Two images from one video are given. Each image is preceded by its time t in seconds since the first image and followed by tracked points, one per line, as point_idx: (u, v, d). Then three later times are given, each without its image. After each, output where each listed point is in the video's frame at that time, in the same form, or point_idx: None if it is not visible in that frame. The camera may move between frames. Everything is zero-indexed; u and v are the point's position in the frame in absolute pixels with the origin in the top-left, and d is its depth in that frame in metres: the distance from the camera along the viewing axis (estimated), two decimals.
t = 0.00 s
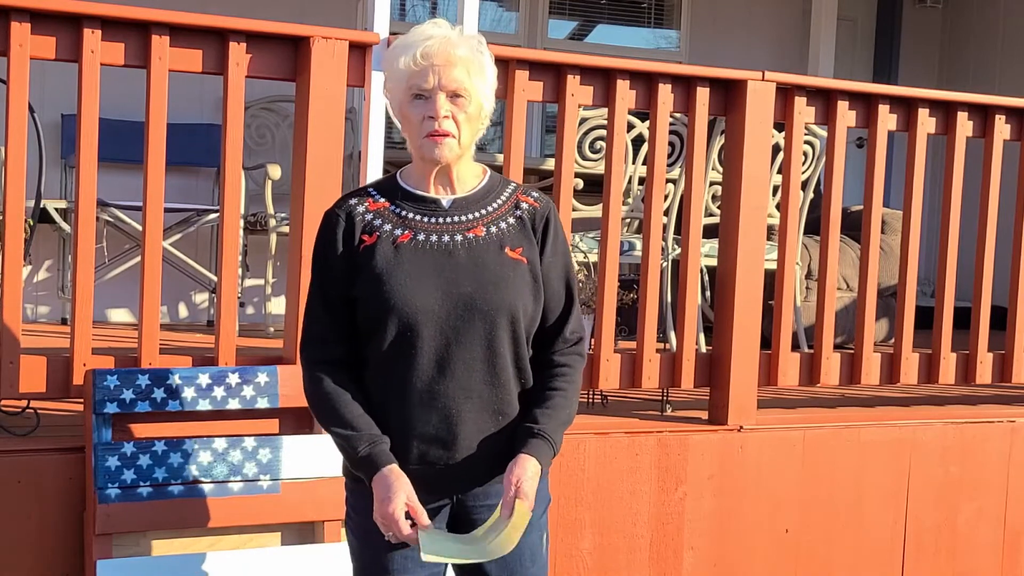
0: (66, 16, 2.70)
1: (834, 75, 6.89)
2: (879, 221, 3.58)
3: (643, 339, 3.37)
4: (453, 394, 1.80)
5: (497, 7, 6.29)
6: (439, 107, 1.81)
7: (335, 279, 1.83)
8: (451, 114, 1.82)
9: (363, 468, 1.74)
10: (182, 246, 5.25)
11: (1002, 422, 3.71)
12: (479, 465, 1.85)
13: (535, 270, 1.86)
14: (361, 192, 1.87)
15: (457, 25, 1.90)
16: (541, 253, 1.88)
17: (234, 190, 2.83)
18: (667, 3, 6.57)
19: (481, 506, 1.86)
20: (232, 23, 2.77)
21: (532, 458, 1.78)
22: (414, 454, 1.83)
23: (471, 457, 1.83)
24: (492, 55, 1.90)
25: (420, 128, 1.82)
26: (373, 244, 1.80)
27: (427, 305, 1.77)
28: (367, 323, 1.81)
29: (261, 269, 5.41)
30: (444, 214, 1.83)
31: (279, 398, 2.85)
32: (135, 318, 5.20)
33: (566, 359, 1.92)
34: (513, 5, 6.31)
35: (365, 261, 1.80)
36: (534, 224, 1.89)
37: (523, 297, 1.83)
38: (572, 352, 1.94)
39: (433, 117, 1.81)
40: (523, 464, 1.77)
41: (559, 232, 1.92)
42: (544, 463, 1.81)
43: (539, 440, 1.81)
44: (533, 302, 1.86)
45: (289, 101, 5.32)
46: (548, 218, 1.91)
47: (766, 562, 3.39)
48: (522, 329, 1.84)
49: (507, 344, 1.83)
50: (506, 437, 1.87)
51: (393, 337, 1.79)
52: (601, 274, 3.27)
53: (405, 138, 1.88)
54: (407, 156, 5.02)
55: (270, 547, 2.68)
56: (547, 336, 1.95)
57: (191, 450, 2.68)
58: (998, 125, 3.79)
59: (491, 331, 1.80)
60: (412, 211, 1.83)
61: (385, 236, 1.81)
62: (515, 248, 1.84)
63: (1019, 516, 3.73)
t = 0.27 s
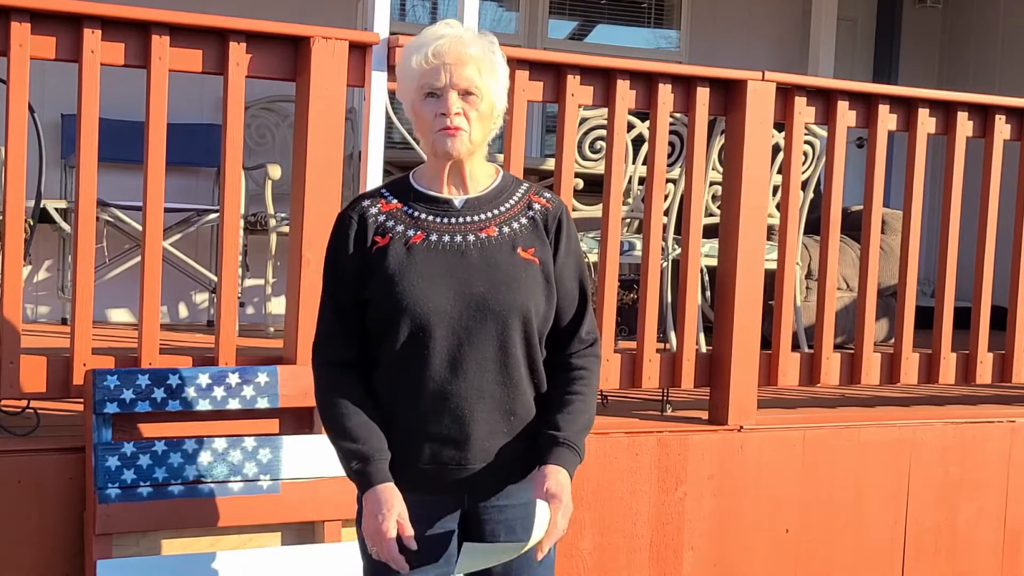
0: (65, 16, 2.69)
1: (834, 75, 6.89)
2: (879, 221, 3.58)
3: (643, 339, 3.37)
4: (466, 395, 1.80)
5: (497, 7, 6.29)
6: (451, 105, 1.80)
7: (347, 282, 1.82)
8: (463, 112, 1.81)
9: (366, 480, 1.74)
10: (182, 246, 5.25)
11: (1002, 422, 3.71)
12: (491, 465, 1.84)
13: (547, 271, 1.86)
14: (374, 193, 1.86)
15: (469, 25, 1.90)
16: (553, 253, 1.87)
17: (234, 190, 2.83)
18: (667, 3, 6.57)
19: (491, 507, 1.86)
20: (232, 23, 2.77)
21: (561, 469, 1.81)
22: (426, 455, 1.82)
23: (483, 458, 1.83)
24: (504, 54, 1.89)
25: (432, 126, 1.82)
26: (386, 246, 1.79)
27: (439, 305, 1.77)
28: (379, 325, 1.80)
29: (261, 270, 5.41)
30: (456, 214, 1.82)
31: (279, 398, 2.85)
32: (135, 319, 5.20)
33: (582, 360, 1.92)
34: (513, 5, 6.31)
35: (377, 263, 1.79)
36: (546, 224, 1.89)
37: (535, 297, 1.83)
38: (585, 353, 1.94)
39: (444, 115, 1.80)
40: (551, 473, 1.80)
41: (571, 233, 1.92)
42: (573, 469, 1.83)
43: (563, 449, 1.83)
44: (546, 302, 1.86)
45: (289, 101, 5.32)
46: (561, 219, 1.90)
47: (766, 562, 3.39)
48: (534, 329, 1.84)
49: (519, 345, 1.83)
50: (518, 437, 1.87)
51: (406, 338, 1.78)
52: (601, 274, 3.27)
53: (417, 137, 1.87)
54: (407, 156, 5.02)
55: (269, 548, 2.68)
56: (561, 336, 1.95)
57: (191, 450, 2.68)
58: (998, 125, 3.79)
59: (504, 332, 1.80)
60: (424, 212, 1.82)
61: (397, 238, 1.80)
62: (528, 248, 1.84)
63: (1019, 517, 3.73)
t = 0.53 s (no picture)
0: (65, 16, 2.69)
1: (834, 75, 6.89)
2: (879, 222, 3.58)
3: (643, 339, 3.37)
4: (478, 395, 1.78)
5: (497, 6, 6.29)
6: (467, 101, 1.80)
7: (360, 281, 1.82)
8: (479, 109, 1.81)
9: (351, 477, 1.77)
10: (181, 246, 5.25)
11: (1002, 422, 3.71)
12: (502, 467, 1.81)
13: (561, 272, 1.86)
14: (389, 192, 1.86)
15: (489, 27, 1.91)
16: (567, 256, 1.87)
17: (234, 190, 2.83)
18: (667, 3, 6.57)
19: (500, 507, 1.83)
20: (232, 23, 2.77)
21: (641, 481, 1.89)
22: (436, 456, 1.79)
23: (494, 459, 1.80)
24: (523, 55, 1.89)
25: (447, 123, 1.81)
26: (400, 244, 1.79)
27: (452, 304, 1.76)
28: (392, 324, 1.79)
29: (261, 269, 5.41)
30: (471, 213, 1.81)
31: (279, 398, 2.84)
32: (135, 319, 5.20)
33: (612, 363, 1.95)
34: (513, 5, 6.31)
35: (391, 261, 1.79)
36: (561, 226, 1.88)
37: (548, 298, 1.83)
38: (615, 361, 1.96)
39: (461, 111, 1.80)
40: (633, 489, 1.87)
41: (587, 236, 1.91)
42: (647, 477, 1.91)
43: (634, 461, 1.90)
44: (558, 303, 1.86)
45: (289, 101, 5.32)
46: (576, 222, 1.90)
47: (765, 562, 3.39)
48: (546, 331, 1.83)
49: (532, 346, 1.82)
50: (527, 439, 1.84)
51: (419, 337, 1.77)
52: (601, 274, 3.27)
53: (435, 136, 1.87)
54: (407, 156, 5.02)
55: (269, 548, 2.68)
56: (587, 337, 1.98)
57: (191, 450, 2.68)
58: (998, 125, 3.79)
59: (516, 333, 1.79)
60: (439, 211, 1.81)
61: (412, 237, 1.79)
62: (541, 249, 1.84)
63: (1020, 516, 3.73)
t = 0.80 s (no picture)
0: (65, 16, 2.69)
1: (834, 75, 6.89)
2: (879, 222, 3.58)
3: (643, 339, 3.36)
4: (490, 395, 1.78)
5: (497, 7, 6.29)
6: (485, 107, 1.81)
7: (376, 280, 1.84)
8: (496, 115, 1.82)
9: (358, 471, 1.85)
10: (181, 246, 5.25)
11: (1002, 422, 3.71)
12: (515, 468, 1.80)
13: (575, 275, 1.86)
14: (406, 191, 1.88)
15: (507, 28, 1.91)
16: (582, 258, 1.87)
17: (234, 190, 2.83)
18: (667, 3, 6.57)
19: (513, 508, 1.82)
20: (232, 23, 2.77)
21: (660, 487, 1.94)
22: (449, 455, 1.79)
23: (508, 460, 1.79)
24: (541, 58, 1.90)
25: (464, 127, 1.83)
26: (415, 244, 1.80)
27: (466, 304, 1.76)
28: (406, 323, 1.81)
29: (261, 269, 5.41)
30: (486, 214, 1.82)
31: (278, 398, 2.85)
32: (135, 319, 5.20)
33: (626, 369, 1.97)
34: (513, 5, 6.31)
35: (406, 260, 1.80)
36: (577, 228, 1.88)
37: (562, 300, 1.83)
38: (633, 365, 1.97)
39: (478, 116, 1.81)
40: (653, 496, 1.93)
41: (602, 238, 1.91)
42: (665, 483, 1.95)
43: (652, 467, 1.94)
44: (572, 305, 1.86)
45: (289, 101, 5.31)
46: (593, 224, 1.90)
47: (765, 562, 3.39)
48: (560, 332, 1.83)
49: (545, 347, 1.82)
50: (541, 440, 1.83)
51: (432, 337, 1.78)
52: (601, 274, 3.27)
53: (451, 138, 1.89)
54: (407, 156, 5.02)
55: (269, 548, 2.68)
56: (603, 340, 1.99)
57: (191, 450, 2.69)
58: (998, 125, 3.79)
59: (529, 333, 1.79)
60: (455, 211, 1.82)
61: (427, 236, 1.80)
62: (556, 251, 1.84)
63: (1020, 517, 3.73)
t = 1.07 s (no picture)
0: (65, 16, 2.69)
1: (834, 75, 6.89)
2: (879, 222, 3.58)
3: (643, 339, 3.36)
4: (507, 395, 1.79)
5: (497, 6, 6.29)
6: (496, 109, 1.81)
7: (392, 282, 1.85)
8: (508, 117, 1.82)
9: (379, 471, 1.87)
10: (181, 246, 5.25)
11: (1002, 422, 3.71)
12: (532, 468, 1.80)
13: (591, 276, 1.87)
14: (422, 193, 1.88)
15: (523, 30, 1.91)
16: (597, 259, 1.88)
17: (234, 190, 2.83)
18: (667, 3, 6.57)
19: (531, 507, 1.83)
20: (232, 23, 2.77)
21: (642, 496, 1.95)
22: (467, 455, 1.79)
23: (525, 460, 1.79)
24: (557, 59, 1.89)
25: (477, 129, 1.83)
26: (432, 245, 1.81)
27: (482, 305, 1.77)
28: (423, 324, 1.81)
29: (262, 269, 5.41)
30: (502, 215, 1.83)
31: (278, 398, 2.85)
32: (135, 319, 5.20)
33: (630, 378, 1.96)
34: (513, 5, 6.30)
35: (423, 262, 1.81)
36: (593, 230, 1.89)
37: (578, 301, 1.83)
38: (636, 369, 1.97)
39: (490, 118, 1.82)
40: (632, 503, 1.95)
41: (617, 239, 1.92)
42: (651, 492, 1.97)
43: (640, 475, 1.95)
44: (589, 305, 1.86)
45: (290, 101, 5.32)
46: (608, 226, 1.91)
47: (765, 562, 3.39)
48: (576, 333, 1.83)
49: (561, 348, 1.82)
50: (558, 440, 1.83)
51: (449, 338, 1.78)
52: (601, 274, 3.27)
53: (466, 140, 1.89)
54: (407, 156, 5.02)
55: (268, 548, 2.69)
56: (608, 345, 1.98)
57: (191, 450, 2.69)
58: (998, 125, 3.79)
59: (546, 334, 1.79)
60: (471, 212, 1.83)
61: (443, 237, 1.81)
62: (572, 253, 1.84)
63: (1019, 517, 3.73)
